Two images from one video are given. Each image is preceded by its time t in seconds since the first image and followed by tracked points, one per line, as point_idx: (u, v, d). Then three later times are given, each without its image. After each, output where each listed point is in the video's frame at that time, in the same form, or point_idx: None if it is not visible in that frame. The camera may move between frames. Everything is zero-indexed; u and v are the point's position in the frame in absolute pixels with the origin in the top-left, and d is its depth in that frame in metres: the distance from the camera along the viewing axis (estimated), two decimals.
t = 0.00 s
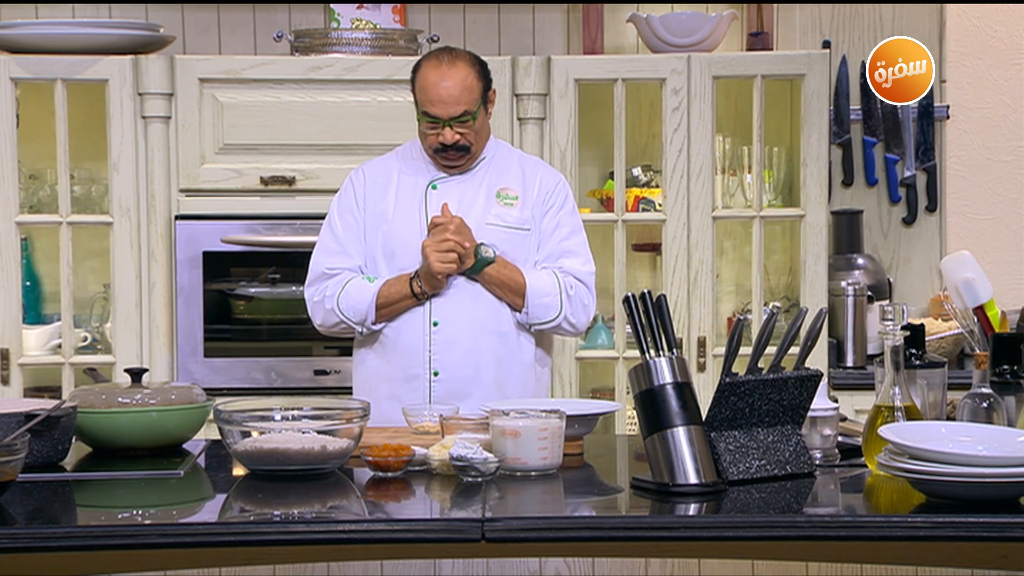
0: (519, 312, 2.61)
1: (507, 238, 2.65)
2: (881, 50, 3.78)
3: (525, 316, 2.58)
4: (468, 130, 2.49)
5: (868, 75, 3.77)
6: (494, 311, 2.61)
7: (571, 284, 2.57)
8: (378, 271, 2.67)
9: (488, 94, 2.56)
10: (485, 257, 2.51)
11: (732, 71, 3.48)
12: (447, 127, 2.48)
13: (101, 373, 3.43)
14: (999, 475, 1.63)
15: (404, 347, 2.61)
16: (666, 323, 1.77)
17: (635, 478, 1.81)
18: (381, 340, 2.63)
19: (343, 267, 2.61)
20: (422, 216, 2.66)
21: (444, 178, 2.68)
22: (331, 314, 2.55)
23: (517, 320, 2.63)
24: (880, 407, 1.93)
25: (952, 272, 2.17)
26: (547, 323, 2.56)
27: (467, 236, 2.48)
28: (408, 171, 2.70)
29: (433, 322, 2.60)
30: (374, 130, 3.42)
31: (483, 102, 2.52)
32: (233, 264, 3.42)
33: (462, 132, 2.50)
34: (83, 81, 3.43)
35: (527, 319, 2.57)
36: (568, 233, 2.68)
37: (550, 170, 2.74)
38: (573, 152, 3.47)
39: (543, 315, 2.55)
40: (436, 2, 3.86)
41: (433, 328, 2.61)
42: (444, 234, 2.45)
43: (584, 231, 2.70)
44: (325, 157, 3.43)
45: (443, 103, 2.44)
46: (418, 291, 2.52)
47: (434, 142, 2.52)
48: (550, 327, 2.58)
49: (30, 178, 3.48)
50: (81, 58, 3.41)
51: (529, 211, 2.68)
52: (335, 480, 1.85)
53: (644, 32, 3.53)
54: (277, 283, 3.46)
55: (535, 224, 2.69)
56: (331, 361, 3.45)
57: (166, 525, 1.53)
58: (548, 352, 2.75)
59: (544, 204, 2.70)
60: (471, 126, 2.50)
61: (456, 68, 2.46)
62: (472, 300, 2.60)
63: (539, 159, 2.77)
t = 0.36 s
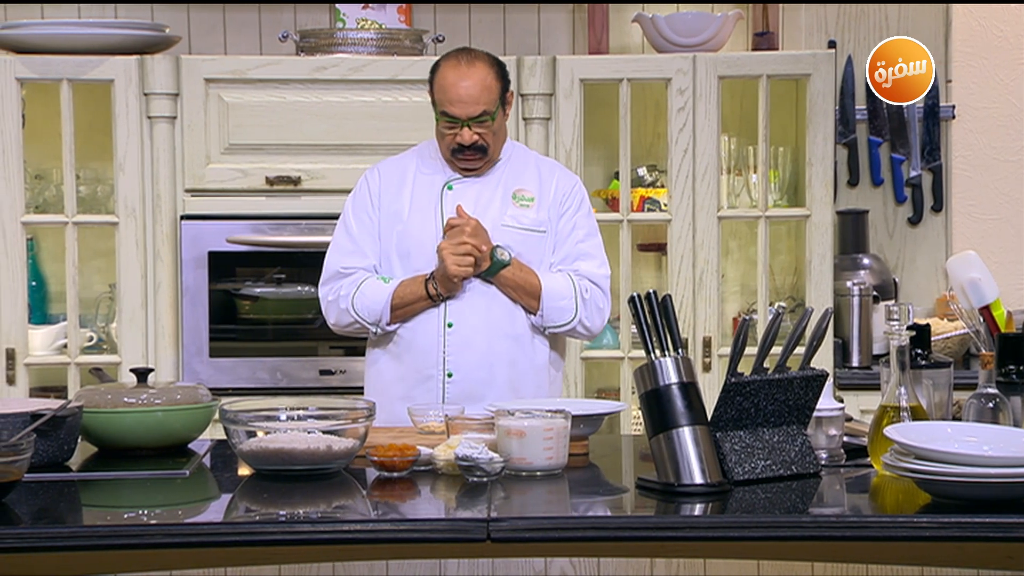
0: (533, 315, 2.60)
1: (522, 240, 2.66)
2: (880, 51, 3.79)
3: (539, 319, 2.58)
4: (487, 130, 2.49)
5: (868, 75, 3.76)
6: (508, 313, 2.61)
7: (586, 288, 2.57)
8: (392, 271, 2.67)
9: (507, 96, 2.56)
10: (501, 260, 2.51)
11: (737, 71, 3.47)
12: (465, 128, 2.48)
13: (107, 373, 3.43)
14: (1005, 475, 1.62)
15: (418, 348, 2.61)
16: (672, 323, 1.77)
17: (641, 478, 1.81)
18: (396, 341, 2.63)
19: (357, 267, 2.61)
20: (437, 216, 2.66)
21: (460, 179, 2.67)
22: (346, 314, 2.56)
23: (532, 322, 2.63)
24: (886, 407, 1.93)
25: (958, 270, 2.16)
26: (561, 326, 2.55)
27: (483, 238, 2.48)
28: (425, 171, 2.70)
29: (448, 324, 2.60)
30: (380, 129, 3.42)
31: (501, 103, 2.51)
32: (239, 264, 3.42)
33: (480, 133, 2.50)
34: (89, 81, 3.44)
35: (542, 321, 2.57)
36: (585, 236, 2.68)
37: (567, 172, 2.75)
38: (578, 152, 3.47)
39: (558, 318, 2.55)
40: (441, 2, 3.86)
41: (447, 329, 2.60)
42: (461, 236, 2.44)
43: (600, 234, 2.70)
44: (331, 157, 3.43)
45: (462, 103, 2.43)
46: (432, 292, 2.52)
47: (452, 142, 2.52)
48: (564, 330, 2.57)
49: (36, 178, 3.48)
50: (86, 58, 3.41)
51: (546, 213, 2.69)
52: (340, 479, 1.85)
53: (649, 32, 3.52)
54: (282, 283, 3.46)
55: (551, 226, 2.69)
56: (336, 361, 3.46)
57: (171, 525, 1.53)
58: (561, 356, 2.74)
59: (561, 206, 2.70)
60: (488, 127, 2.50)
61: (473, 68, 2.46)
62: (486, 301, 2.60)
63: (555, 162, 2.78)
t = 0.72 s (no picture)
0: (537, 320, 2.60)
1: (530, 243, 2.65)
2: (880, 51, 3.77)
3: (543, 324, 2.57)
4: (499, 136, 2.49)
5: (868, 75, 3.75)
6: (512, 316, 2.61)
7: (593, 295, 2.56)
8: (401, 268, 2.68)
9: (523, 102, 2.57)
10: (505, 264, 2.51)
11: (743, 71, 3.47)
12: (478, 131, 2.48)
13: (114, 373, 3.44)
14: (1011, 476, 1.62)
15: (420, 348, 2.61)
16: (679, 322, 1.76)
17: (647, 479, 1.81)
18: (399, 339, 2.64)
19: (365, 262, 2.63)
20: (447, 215, 2.66)
21: (473, 179, 2.68)
22: (350, 309, 2.58)
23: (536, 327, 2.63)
24: (893, 407, 1.93)
25: (965, 270, 2.18)
26: (565, 333, 2.53)
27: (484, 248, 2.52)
28: (438, 169, 2.70)
29: (451, 325, 2.60)
30: (387, 129, 3.42)
31: (516, 109, 2.52)
32: (246, 264, 3.43)
33: (493, 137, 2.50)
34: (96, 81, 3.44)
35: (545, 328, 2.56)
36: (594, 243, 2.67)
37: (580, 178, 2.74)
38: (585, 151, 3.47)
39: (562, 325, 2.53)
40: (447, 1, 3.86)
41: (450, 330, 2.60)
42: (467, 237, 2.46)
43: (610, 241, 2.69)
44: (337, 157, 3.43)
45: (476, 105, 2.44)
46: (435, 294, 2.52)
47: (465, 145, 2.52)
48: (567, 337, 2.56)
49: (43, 178, 3.49)
50: (94, 58, 3.41)
51: (556, 218, 2.68)
52: (346, 479, 1.85)
53: (656, 31, 3.52)
54: (289, 283, 3.45)
55: (561, 231, 2.68)
56: (343, 360, 3.46)
57: (178, 524, 1.53)
58: (564, 362, 2.73)
59: (572, 211, 2.69)
60: (501, 132, 2.51)
61: (491, 72, 2.46)
62: (491, 303, 2.60)
63: (570, 167, 2.77)
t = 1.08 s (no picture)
0: (532, 326, 2.60)
1: (523, 248, 2.65)
2: (881, 52, 3.77)
3: (537, 330, 2.58)
4: (489, 140, 2.49)
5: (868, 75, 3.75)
6: (506, 321, 2.61)
7: (586, 300, 2.56)
8: (391, 275, 2.67)
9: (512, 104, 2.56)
10: (498, 273, 2.50)
11: (752, 71, 3.47)
12: (467, 135, 2.47)
13: (122, 373, 3.44)
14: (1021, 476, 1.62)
15: (414, 357, 2.62)
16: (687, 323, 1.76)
17: (655, 478, 1.81)
18: (392, 349, 2.64)
19: (355, 270, 2.62)
20: (438, 221, 2.66)
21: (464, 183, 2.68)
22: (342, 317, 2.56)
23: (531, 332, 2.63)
24: (901, 407, 1.92)
25: (974, 270, 2.14)
26: (559, 339, 2.54)
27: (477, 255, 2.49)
28: (429, 174, 2.69)
29: (444, 333, 2.61)
30: (395, 129, 3.42)
31: (505, 112, 2.51)
32: (254, 264, 3.42)
33: (482, 141, 2.49)
34: (105, 82, 3.44)
35: (540, 333, 2.57)
36: (587, 245, 2.66)
37: (573, 180, 2.73)
38: (592, 152, 3.47)
39: (557, 331, 2.54)
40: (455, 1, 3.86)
41: (443, 339, 2.61)
42: (458, 246, 2.44)
43: (604, 244, 2.69)
44: (345, 157, 3.43)
45: (466, 110, 2.43)
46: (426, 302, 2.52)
47: (454, 148, 2.51)
48: (562, 343, 2.56)
49: (52, 178, 3.49)
50: (102, 58, 3.42)
51: (549, 221, 2.68)
52: (354, 479, 1.85)
53: (664, 31, 3.52)
54: (297, 283, 3.46)
55: (554, 235, 2.68)
56: (351, 360, 3.46)
57: (187, 524, 1.53)
58: (558, 367, 2.73)
59: (565, 214, 2.69)
60: (491, 136, 2.50)
61: (480, 76, 2.45)
62: (483, 311, 2.60)
63: (562, 168, 2.76)
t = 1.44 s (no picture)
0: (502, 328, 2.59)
1: (488, 248, 2.64)
2: (882, 51, 3.78)
3: (509, 333, 2.57)
4: (444, 142, 2.48)
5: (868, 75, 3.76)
6: (474, 327, 2.61)
7: (557, 300, 2.57)
8: (352, 283, 2.65)
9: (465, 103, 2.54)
10: (468, 284, 2.47)
11: (764, 70, 3.47)
12: (421, 137, 2.46)
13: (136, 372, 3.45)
14: None
15: (384, 368, 2.61)
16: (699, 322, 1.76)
17: (667, 479, 1.81)
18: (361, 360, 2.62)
19: (313, 283, 2.60)
20: (398, 227, 2.64)
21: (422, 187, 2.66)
22: (303, 331, 2.55)
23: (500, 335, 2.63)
24: (915, 407, 1.92)
25: (987, 271, 2.13)
26: (533, 340, 2.55)
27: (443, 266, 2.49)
28: (385, 180, 2.67)
29: (413, 341, 2.60)
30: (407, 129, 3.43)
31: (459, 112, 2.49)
32: (267, 264, 3.41)
33: (438, 143, 2.49)
34: (118, 82, 3.45)
35: (511, 336, 2.57)
36: (552, 243, 2.67)
37: (533, 176, 2.74)
38: (605, 151, 3.46)
39: (530, 333, 2.55)
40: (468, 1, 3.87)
41: (413, 347, 2.60)
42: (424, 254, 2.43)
43: (567, 239, 2.70)
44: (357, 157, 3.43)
45: (418, 113, 2.41)
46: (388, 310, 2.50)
47: (409, 151, 2.50)
48: (536, 344, 2.57)
49: (65, 178, 3.50)
50: (115, 58, 3.43)
51: (512, 220, 2.67)
52: (366, 479, 1.86)
53: (677, 31, 3.52)
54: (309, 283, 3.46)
55: (517, 234, 2.68)
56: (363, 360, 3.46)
57: (200, 523, 1.53)
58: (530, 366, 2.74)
59: (528, 211, 2.69)
60: (445, 138, 2.49)
61: (430, 77, 2.42)
62: (451, 319, 2.60)
63: (520, 164, 2.76)
